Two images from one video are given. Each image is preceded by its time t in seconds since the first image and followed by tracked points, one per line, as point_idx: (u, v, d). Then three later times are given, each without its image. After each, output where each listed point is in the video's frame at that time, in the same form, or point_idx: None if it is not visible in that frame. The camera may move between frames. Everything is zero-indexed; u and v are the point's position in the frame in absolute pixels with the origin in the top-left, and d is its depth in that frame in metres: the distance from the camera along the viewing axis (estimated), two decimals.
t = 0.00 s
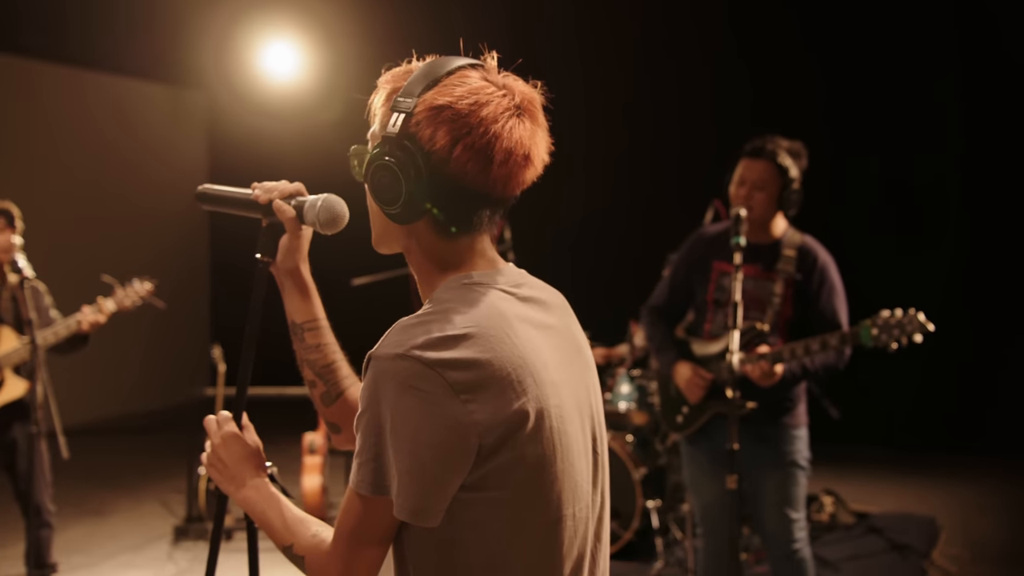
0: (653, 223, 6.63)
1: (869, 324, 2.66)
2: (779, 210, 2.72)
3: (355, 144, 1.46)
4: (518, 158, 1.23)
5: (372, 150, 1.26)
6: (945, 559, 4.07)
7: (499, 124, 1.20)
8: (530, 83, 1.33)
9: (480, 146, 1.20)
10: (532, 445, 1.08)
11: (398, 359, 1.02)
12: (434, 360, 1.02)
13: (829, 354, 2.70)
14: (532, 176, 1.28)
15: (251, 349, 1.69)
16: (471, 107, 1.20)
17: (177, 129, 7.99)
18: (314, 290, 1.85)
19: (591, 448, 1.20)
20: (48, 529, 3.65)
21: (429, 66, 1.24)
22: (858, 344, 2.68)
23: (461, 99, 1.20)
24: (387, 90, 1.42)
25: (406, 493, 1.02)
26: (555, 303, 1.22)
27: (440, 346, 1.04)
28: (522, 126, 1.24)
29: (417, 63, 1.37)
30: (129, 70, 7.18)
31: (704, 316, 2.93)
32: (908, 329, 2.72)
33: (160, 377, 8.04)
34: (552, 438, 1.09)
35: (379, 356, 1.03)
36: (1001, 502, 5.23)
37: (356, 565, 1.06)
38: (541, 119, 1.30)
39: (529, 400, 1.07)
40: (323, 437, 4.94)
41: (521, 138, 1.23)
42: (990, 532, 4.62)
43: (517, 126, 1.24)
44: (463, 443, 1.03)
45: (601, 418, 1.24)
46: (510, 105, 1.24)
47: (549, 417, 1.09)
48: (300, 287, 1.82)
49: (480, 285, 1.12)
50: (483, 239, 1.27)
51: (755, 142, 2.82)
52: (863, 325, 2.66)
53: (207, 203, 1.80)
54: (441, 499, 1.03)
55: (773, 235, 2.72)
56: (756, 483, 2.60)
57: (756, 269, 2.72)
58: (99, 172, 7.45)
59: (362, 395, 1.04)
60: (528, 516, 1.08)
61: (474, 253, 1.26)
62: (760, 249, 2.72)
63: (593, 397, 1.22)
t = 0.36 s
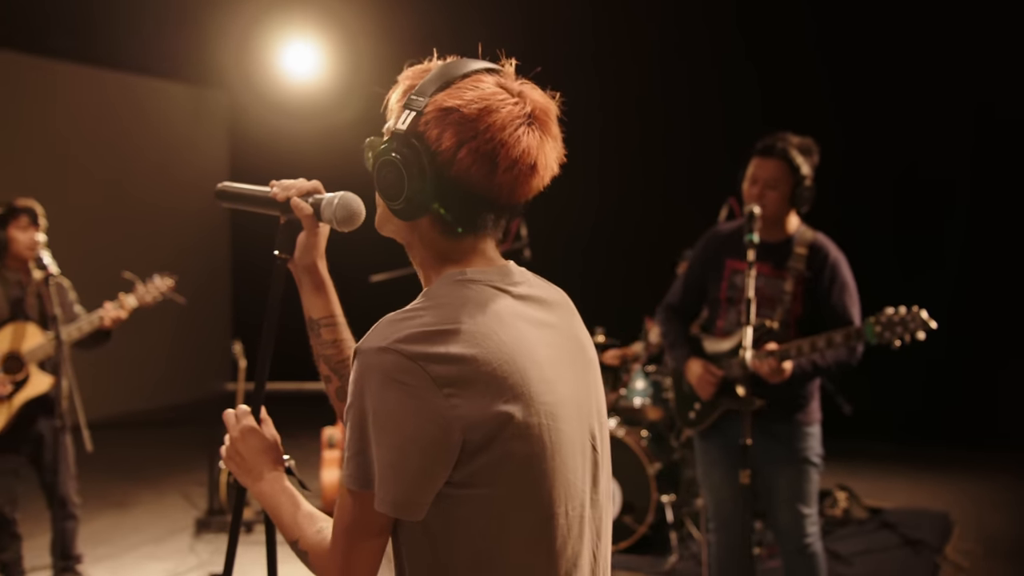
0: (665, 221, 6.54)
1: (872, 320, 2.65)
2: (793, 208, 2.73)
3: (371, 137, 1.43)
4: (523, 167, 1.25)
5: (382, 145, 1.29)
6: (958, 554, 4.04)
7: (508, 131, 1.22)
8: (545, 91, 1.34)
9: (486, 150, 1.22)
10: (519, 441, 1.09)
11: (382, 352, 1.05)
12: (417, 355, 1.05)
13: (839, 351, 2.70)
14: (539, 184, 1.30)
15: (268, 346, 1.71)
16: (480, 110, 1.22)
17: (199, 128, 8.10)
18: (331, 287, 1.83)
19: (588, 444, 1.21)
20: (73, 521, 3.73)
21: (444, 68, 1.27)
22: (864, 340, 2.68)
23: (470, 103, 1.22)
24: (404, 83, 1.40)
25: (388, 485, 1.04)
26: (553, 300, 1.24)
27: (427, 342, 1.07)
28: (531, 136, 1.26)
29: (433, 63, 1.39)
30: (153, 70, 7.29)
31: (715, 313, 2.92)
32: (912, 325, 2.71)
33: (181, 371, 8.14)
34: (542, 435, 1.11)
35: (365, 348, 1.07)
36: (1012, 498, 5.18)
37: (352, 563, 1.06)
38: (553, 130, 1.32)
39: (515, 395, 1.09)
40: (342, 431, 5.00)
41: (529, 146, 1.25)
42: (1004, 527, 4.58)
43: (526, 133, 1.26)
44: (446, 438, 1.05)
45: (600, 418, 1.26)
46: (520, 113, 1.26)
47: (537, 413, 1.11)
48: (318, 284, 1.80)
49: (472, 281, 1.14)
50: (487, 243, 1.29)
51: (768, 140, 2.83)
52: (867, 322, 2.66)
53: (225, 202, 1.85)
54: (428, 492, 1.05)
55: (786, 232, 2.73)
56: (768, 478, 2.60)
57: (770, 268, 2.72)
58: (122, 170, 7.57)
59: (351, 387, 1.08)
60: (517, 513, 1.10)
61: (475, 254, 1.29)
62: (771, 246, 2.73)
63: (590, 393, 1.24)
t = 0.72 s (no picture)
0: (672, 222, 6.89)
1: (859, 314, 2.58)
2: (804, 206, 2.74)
3: (379, 146, 1.39)
4: (526, 163, 1.26)
5: (390, 145, 1.33)
6: (968, 550, 4.02)
7: (509, 129, 1.24)
8: (550, 93, 1.37)
9: (487, 148, 1.24)
10: (502, 442, 1.12)
11: (372, 350, 1.09)
12: (405, 354, 1.09)
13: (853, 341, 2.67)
14: (543, 183, 1.31)
15: (284, 343, 1.74)
16: (480, 108, 1.24)
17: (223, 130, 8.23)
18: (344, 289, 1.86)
19: (580, 447, 1.24)
20: (97, 515, 3.79)
21: (449, 72, 1.30)
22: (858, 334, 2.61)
23: (471, 101, 1.24)
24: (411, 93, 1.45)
25: (374, 484, 1.07)
26: (552, 305, 1.27)
27: (418, 341, 1.10)
28: (533, 133, 1.27)
29: (439, 70, 1.42)
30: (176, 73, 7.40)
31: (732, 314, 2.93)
32: (895, 318, 2.52)
33: (202, 368, 8.26)
34: (530, 437, 1.14)
35: (357, 346, 1.11)
36: None
37: (347, 559, 1.11)
38: (557, 130, 1.33)
39: (503, 395, 1.12)
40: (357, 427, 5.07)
41: (530, 144, 1.26)
42: (1014, 524, 4.55)
43: (528, 131, 1.27)
44: (432, 437, 1.08)
45: (595, 423, 1.29)
46: (521, 111, 1.27)
47: (525, 413, 1.14)
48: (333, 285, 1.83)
49: (468, 284, 1.18)
50: (491, 242, 1.31)
51: (777, 140, 2.85)
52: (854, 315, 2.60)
53: (244, 201, 1.89)
54: (415, 491, 1.08)
55: (795, 228, 2.74)
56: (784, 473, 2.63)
57: (779, 265, 2.73)
58: (145, 170, 7.68)
59: (343, 385, 1.12)
60: (502, 513, 1.13)
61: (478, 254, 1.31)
62: (782, 243, 2.74)
63: (586, 397, 1.26)
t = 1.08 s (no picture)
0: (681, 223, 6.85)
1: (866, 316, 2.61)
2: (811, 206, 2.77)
3: (386, 146, 1.40)
4: (531, 163, 1.26)
5: (397, 143, 1.33)
6: (976, 547, 4.01)
7: (514, 129, 1.23)
8: (555, 93, 1.36)
9: (492, 147, 1.24)
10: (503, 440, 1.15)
11: (381, 344, 1.11)
12: (413, 348, 1.11)
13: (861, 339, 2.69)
14: (548, 182, 1.31)
15: (299, 337, 1.76)
16: (486, 108, 1.24)
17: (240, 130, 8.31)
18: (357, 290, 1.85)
19: (580, 446, 1.27)
20: (116, 510, 3.84)
21: (455, 71, 1.29)
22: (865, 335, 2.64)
23: (477, 102, 1.24)
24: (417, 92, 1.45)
25: (379, 476, 1.10)
26: (558, 305, 1.30)
27: (427, 336, 1.12)
28: (539, 133, 1.27)
29: (445, 70, 1.42)
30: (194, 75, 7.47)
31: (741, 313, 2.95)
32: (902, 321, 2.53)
33: (219, 366, 8.35)
34: (533, 434, 1.17)
35: (366, 339, 1.13)
36: None
37: (349, 557, 1.15)
38: (563, 129, 1.33)
39: (507, 392, 1.14)
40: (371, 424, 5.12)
41: (535, 144, 1.26)
42: None
43: (533, 131, 1.27)
44: (436, 432, 1.11)
45: (596, 424, 1.31)
46: (527, 111, 1.27)
47: (528, 410, 1.16)
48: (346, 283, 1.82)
49: (476, 281, 1.20)
50: (497, 240, 1.32)
51: (785, 140, 2.84)
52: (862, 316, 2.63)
53: (260, 200, 1.92)
54: (417, 486, 1.11)
55: (803, 228, 2.75)
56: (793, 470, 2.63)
57: (788, 265, 2.75)
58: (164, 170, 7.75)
59: (351, 377, 1.14)
60: (502, 509, 1.16)
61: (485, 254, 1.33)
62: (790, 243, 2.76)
63: (588, 397, 1.29)
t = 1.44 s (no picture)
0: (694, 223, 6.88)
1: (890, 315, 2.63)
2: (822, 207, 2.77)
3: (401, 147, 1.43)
4: (544, 165, 1.29)
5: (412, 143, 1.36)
6: (985, 544, 4.01)
7: (529, 130, 1.26)
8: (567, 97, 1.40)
9: (507, 148, 1.27)
10: (510, 434, 1.18)
11: (394, 338, 1.14)
12: (425, 342, 1.14)
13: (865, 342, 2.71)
14: (561, 183, 1.34)
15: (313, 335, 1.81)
16: (501, 110, 1.27)
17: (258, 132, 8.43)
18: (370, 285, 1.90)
19: (587, 443, 1.30)
20: (135, 504, 3.91)
21: (471, 75, 1.32)
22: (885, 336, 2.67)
23: (492, 103, 1.27)
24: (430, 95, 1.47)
25: (390, 468, 1.13)
26: (566, 305, 1.33)
27: (438, 331, 1.16)
28: (552, 135, 1.30)
29: (459, 73, 1.45)
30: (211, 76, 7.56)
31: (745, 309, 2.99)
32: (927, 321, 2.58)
33: (237, 362, 8.45)
34: (540, 429, 1.20)
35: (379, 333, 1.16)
36: None
37: (360, 552, 1.19)
38: (574, 132, 1.36)
39: (517, 387, 1.17)
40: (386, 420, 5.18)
41: (549, 146, 1.29)
42: None
43: (546, 133, 1.30)
44: (446, 426, 1.14)
45: (601, 422, 1.34)
46: (540, 113, 1.30)
47: (536, 406, 1.19)
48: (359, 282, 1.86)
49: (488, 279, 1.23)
50: (508, 239, 1.34)
51: (797, 141, 2.85)
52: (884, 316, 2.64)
53: (276, 200, 1.94)
54: (426, 477, 1.14)
55: (813, 229, 2.78)
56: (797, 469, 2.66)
57: (798, 264, 2.79)
58: (182, 169, 7.85)
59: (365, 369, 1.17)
60: (508, 502, 1.19)
61: (497, 251, 1.35)
62: (801, 243, 2.78)
63: (594, 395, 1.32)
